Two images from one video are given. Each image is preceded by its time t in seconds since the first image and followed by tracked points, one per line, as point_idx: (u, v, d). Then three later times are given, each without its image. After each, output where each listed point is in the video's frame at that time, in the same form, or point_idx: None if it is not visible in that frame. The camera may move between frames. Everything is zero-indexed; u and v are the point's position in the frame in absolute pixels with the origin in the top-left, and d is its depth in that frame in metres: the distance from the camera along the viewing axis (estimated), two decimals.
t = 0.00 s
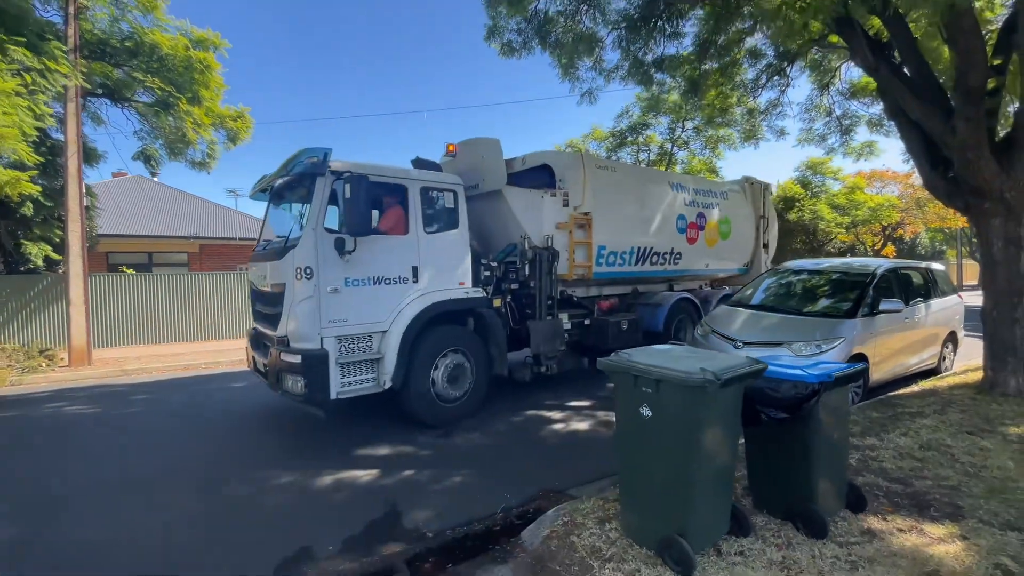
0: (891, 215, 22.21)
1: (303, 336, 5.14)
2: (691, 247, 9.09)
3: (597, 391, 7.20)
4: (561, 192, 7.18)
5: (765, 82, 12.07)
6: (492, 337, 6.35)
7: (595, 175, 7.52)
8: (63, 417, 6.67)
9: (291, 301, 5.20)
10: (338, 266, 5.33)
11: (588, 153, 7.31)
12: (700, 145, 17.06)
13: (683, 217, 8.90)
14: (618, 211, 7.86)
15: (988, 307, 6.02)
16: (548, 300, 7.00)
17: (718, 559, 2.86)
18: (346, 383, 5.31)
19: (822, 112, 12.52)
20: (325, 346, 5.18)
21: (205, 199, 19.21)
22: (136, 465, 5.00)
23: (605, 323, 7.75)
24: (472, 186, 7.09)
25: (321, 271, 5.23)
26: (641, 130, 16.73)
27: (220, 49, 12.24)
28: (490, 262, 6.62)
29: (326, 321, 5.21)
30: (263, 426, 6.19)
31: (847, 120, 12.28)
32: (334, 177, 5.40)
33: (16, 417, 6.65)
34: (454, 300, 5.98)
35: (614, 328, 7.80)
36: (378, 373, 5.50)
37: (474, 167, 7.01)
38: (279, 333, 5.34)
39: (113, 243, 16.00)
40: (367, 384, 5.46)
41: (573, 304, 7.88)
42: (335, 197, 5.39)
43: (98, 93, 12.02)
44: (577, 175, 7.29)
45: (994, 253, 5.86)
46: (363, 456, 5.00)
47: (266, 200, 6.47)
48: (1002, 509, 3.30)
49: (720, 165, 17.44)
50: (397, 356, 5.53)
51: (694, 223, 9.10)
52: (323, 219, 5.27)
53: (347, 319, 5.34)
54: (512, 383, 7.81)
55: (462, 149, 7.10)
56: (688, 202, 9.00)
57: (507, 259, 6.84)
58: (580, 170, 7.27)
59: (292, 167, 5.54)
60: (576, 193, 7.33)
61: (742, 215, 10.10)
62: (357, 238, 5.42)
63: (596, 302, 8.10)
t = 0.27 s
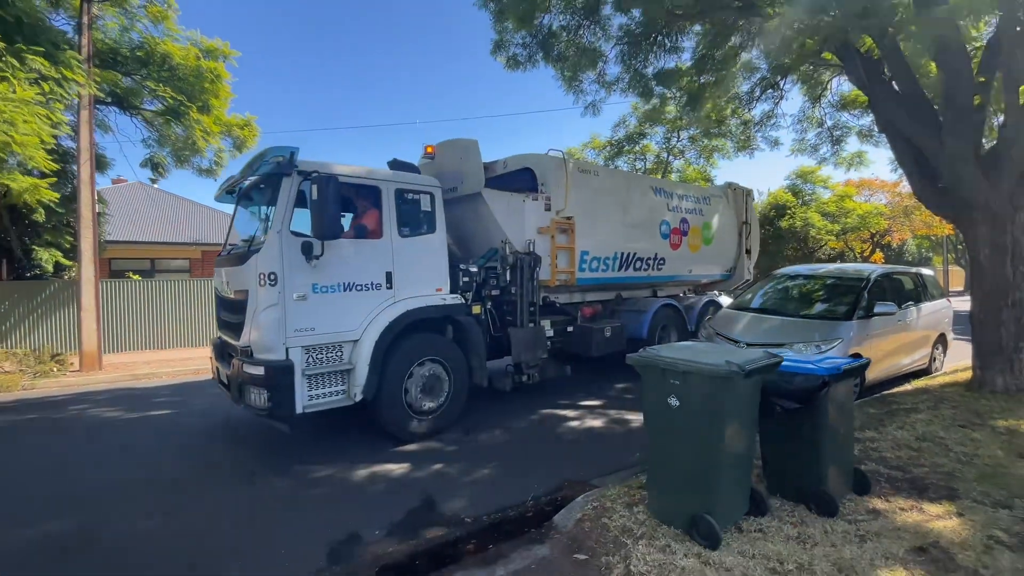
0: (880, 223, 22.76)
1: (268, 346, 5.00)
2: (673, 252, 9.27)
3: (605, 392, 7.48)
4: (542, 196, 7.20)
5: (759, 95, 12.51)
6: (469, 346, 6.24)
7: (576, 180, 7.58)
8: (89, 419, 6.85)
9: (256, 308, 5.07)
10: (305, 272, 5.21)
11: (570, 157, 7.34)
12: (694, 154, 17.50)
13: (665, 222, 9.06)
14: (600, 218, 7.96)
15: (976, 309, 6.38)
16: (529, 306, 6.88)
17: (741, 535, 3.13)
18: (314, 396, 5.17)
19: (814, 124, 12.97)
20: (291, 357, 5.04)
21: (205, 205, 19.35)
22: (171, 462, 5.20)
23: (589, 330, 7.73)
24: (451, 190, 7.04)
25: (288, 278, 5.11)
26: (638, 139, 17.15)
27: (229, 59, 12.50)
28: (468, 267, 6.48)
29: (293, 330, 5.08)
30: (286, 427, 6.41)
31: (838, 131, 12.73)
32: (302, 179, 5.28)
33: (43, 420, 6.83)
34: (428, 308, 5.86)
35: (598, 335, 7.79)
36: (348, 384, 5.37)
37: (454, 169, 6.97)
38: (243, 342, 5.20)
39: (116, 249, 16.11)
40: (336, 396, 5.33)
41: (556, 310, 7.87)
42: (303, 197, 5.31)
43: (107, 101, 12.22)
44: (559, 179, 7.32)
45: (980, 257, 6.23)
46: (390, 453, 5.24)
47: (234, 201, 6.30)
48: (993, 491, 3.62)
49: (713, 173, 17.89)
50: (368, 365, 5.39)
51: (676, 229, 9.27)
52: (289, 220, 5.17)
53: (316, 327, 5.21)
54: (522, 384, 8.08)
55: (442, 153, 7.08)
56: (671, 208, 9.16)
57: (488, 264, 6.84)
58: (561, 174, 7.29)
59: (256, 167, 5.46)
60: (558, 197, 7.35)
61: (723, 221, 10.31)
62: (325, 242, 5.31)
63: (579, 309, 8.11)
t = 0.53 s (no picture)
0: (873, 229, 23.14)
1: (244, 357, 4.84)
2: (664, 258, 9.25)
3: (612, 395, 7.69)
4: (531, 202, 7.21)
5: (756, 105, 12.82)
6: (456, 355, 6.15)
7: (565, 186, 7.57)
8: (108, 423, 6.99)
9: (231, 318, 4.90)
10: (283, 280, 5.05)
11: (559, 163, 7.34)
12: (691, 162, 17.82)
13: (656, 228, 9.07)
14: (591, 223, 7.96)
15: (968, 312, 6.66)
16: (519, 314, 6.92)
17: (757, 526, 3.36)
18: (293, 408, 5.02)
19: (810, 133, 13.28)
20: (269, 369, 4.89)
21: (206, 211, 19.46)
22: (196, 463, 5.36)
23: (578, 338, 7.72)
24: (438, 196, 6.92)
25: (264, 286, 4.94)
26: (636, 147, 17.45)
27: (237, 68, 12.71)
28: (455, 274, 6.40)
29: (270, 340, 4.92)
30: (303, 430, 6.57)
31: (832, 141, 13.06)
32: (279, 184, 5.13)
33: (63, 423, 6.96)
34: (413, 316, 5.74)
35: (587, 342, 7.79)
36: (329, 396, 5.22)
37: (440, 175, 6.84)
38: (218, 353, 5.02)
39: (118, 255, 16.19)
40: (316, 409, 5.17)
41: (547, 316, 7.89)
42: (280, 202, 5.13)
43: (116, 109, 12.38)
44: (549, 185, 7.32)
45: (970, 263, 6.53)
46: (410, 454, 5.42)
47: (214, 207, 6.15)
48: (988, 485, 3.87)
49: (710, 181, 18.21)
50: (350, 377, 5.24)
51: (667, 235, 9.28)
52: (266, 227, 4.99)
53: (294, 337, 5.06)
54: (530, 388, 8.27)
55: (429, 158, 6.97)
56: (661, 214, 9.17)
57: (476, 270, 6.77)
58: (551, 180, 7.30)
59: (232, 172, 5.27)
60: (547, 203, 7.35)
61: (714, 228, 10.34)
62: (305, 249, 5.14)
63: (569, 315, 8.11)
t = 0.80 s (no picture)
0: (871, 232, 23.41)
1: (244, 359, 4.87)
2: (664, 261, 9.22)
3: (623, 395, 7.86)
4: (532, 204, 7.14)
5: (758, 111, 13.04)
6: (457, 357, 6.17)
7: (566, 188, 7.53)
8: (129, 423, 7.12)
9: (233, 321, 4.93)
10: (285, 283, 5.09)
11: (560, 165, 7.31)
12: (693, 166, 18.05)
13: (656, 231, 9.06)
14: (593, 226, 7.94)
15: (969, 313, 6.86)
16: (520, 317, 6.86)
17: (776, 515, 3.54)
18: (295, 411, 5.03)
19: (810, 138, 13.51)
20: (270, 372, 4.91)
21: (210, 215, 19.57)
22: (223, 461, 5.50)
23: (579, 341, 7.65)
24: (440, 197, 7.00)
25: (266, 288, 4.98)
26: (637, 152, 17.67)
27: (246, 74, 12.93)
28: (456, 277, 6.41)
29: (271, 343, 4.95)
30: (322, 430, 6.71)
31: (832, 146, 13.28)
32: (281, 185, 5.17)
33: (85, 423, 7.08)
34: (414, 319, 5.76)
35: (588, 345, 7.71)
36: (330, 399, 5.23)
37: (441, 176, 6.92)
38: (219, 356, 5.06)
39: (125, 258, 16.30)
40: (318, 412, 5.18)
41: (547, 319, 7.85)
42: (282, 202, 5.18)
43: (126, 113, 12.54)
44: (550, 187, 7.28)
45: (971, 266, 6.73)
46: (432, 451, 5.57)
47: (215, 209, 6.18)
48: (993, 477, 4.06)
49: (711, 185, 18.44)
50: (351, 379, 5.25)
51: (667, 237, 9.27)
52: (268, 227, 5.03)
53: (295, 340, 5.08)
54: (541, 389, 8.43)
55: (430, 160, 7.03)
56: (661, 216, 9.17)
57: (477, 272, 6.75)
58: (552, 182, 7.25)
59: (235, 172, 5.30)
60: (547, 205, 7.29)
61: (714, 230, 10.34)
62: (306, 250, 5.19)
63: (569, 318, 8.09)
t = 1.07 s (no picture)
0: (872, 234, 23.59)
1: (253, 364, 4.85)
2: (667, 263, 9.21)
3: (632, 396, 8.03)
4: (536, 208, 7.17)
5: (762, 115, 13.21)
6: (462, 360, 6.13)
7: (569, 190, 7.55)
8: (149, 423, 7.27)
9: (241, 325, 4.90)
10: (293, 288, 5.06)
11: (563, 168, 7.31)
12: (696, 170, 18.24)
13: (660, 233, 9.06)
14: (598, 230, 7.96)
15: (971, 317, 7.04)
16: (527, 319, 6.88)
17: (790, 510, 3.71)
18: (301, 415, 5.02)
19: (813, 142, 13.69)
20: (277, 376, 4.89)
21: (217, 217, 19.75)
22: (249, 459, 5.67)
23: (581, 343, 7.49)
24: (445, 201, 6.86)
25: (274, 293, 4.95)
26: (641, 155, 17.85)
27: (258, 79, 13.14)
28: (460, 281, 6.37)
29: (279, 347, 4.93)
30: (339, 431, 6.87)
31: (835, 150, 13.46)
32: (289, 193, 5.12)
33: (107, 424, 7.24)
34: (420, 323, 5.72)
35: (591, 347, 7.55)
36: (337, 403, 5.21)
37: (446, 180, 6.80)
38: (226, 360, 5.06)
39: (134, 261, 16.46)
40: (324, 416, 5.16)
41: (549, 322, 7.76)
42: (290, 208, 5.13)
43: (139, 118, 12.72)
44: (554, 190, 7.29)
45: (974, 271, 6.92)
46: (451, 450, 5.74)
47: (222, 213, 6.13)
48: (996, 474, 4.24)
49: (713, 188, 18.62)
50: (357, 384, 5.22)
51: (670, 240, 9.27)
52: (276, 233, 4.99)
53: (303, 344, 5.06)
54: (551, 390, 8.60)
55: (434, 162, 6.87)
56: (665, 219, 9.17)
57: (481, 276, 6.69)
58: (555, 185, 7.26)
59: (244, 177, 5.32)
60: (551, 208, 7.30)
61: (716, 233, 10.37)
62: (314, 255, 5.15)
63: (572, 321, 7.99)
